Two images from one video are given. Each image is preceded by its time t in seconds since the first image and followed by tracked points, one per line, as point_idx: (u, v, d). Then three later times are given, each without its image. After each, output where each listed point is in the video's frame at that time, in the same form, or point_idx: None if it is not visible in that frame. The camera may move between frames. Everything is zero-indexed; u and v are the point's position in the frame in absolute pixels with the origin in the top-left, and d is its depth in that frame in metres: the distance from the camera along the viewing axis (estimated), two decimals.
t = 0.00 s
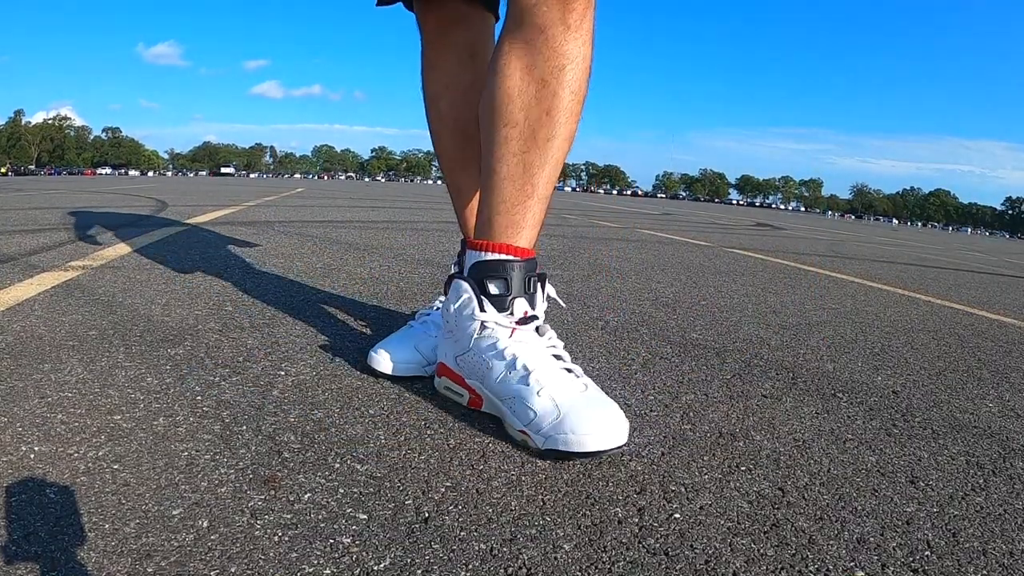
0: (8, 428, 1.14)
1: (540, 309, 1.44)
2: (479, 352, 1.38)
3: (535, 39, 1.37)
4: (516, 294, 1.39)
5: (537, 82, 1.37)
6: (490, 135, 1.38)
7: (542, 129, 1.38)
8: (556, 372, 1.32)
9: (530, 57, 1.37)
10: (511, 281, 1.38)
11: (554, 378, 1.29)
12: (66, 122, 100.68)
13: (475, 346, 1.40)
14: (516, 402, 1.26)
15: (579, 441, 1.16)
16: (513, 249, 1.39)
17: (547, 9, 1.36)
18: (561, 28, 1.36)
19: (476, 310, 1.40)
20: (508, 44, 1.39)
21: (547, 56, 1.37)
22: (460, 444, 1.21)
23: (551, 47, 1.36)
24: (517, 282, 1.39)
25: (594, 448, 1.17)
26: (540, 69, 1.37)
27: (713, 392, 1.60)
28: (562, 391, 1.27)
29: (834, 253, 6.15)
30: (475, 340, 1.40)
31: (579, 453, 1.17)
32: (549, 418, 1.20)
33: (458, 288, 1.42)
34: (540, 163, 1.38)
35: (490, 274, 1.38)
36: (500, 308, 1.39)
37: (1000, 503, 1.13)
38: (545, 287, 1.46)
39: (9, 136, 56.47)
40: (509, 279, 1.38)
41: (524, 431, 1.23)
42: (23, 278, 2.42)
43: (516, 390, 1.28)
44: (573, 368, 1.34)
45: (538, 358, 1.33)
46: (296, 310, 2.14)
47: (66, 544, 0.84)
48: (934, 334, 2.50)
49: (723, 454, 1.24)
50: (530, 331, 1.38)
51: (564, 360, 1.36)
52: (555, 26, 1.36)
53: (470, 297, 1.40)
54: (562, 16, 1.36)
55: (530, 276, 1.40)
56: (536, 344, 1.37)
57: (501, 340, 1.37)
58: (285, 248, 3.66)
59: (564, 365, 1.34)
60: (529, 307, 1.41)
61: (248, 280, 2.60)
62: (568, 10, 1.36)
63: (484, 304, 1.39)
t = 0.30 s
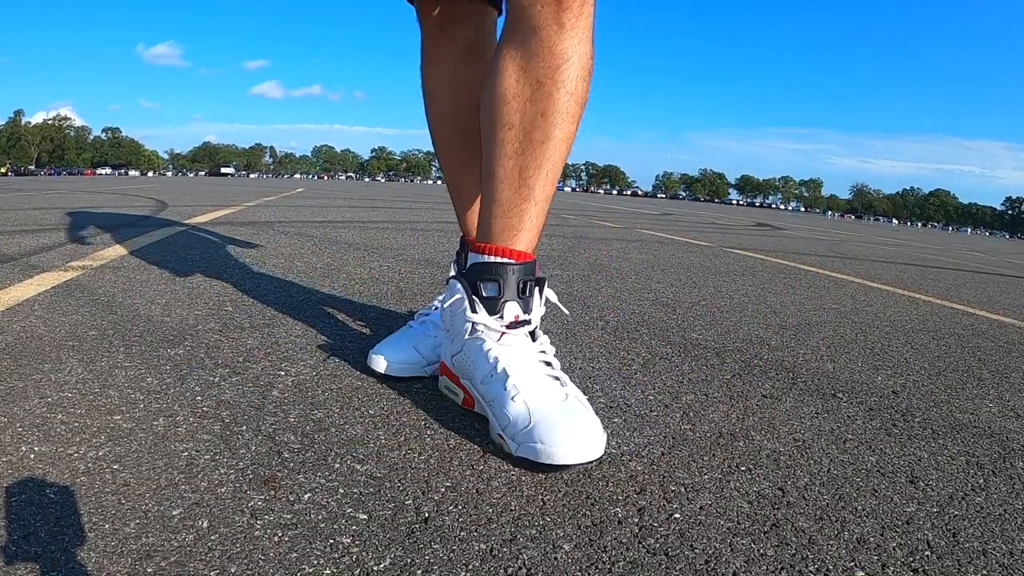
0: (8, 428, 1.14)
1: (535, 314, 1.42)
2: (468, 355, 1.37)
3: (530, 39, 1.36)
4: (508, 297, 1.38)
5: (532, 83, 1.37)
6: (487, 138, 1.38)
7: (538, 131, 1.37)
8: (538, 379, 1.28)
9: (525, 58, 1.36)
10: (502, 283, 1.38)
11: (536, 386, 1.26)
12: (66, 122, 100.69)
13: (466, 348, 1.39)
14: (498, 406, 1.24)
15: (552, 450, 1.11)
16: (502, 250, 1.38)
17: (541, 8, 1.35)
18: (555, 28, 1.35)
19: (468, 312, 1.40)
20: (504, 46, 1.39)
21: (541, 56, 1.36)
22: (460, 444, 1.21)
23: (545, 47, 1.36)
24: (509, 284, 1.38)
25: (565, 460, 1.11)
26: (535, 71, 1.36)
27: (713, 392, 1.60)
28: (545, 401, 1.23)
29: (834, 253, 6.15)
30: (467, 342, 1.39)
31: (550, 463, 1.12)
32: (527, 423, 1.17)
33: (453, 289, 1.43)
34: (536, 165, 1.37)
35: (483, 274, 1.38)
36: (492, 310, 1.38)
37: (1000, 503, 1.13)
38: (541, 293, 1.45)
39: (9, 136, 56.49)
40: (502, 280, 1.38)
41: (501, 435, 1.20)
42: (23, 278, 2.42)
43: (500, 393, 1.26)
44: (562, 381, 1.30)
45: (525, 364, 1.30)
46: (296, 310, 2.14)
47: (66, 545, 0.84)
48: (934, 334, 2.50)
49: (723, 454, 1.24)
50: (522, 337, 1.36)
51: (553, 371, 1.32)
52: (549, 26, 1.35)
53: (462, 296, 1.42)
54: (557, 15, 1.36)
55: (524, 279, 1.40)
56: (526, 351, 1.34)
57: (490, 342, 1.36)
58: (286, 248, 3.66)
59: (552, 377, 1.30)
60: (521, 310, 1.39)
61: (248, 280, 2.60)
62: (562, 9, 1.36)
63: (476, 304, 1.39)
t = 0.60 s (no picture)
0: (8, 429, 1.14)
1: (535, 316, 1.40)
2: (469, 356, 1.37)
3: (539, 43, 1.37)
4: (509, 299, 1.37)
5: (539, 87, 1.38)
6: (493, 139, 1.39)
7: (544, 135, 1.39)
8: (539, 380, 1.28)
9: (533, 62, 1.37)
10: (504, 285, 1.37)
11: (537, 387, 1.26)
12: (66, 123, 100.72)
13: (467, 348, 1.38)
14: (499, 407, 1.23)
15: (552, 454, 1.11)
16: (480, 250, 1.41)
17: (551, 12, 1.35)
18: (564, 32, 1.36)
19: (470, 312, 1.38)
20: (511, 48, 1.39)
21: (549, 61, 1.37)
22: (460, 445, 1.21)
23: (554, 52, 1.37)
24: (510, 286, 1.37)
25: (565, 464, 1.11)
26: (542, 75, 1.37)
27: (713, 392, 1.60)
28: (546, 403, 1.22)
29: (834, 253, 6.15)
30: (468, 342, 1.38)
31: (550, 466, 1.11)
32: (528, 426, 1.16)
33: (455, 289, 1.42)
34: (542, 169, 1.39)
35: (484, 275, 1.37)
36: (494, 312, 1.37)
37: (1000, 503, 1.13)
38: (542, 294, 1.43)
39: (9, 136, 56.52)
40: (503, 282, 1.37)
41: (501, 435, 1.20)
42: (23, 278, 2.42)
43: (501, 394, 1.25)
44: (562, 383, 1.30)
45: (526, 366, 1.30)
46: (296, 310, 2.14)
47: (66, 545, 0.84)
48: (934, 334, 2.50)
49: (723, 454, 1.24)
50: (524, 338, 1.35)
51: (553, 373, 1.31)
52: (558, 30, 1.36)
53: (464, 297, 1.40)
54: (566, 19, 1.36)
55: (526, 280, 1.38)
56: (528, 352, 1.33)
57: (491, 343, 1.35)
58: (286, 248, 3.67)
59: (552, 379, 1.29)
60: (523, 312, 1.37)
61: (249, 280, 2.60)
62: (572, 13, 1.36)
63: (477, 305, 1.38)
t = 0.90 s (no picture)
0: (7, 429, 1.14)
1: (535, 316, 1.39)
2: (467, 358, 1.36)
3: (534, 44, 1.38)
4: (507, 300, 1.36)
5: (535, 87, 1.39)
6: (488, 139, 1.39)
7: (541, 135, 1.39)
8: (538, 381, 1.28)
9: (529, 63, 1.38)
10: (502, 286, 1.36)
11: (537, 388, 1.26)
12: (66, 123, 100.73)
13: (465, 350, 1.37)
14: (498, 408, 1.23)
15: (552, 455, 1.11)
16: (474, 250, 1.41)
17: (546, 12, 1.36)
18: (559, 33, 1.37)
19: (467, 314, 1.38)
20: (506, 49, 1.40)
21: (545, 61, 1.38)
22: (460, 445, 1.21)
23: (549, 52, 1.38)
24: (508, 287, 1.37)
25: (565, 466, 1.10)
26: (538, 75, 1.38)
27: (713, 392, 1.60)
28: (546, 404, 1.22)
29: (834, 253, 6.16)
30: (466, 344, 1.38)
31: (550, 468, 1.11)
32: (528, 427, 1.16)
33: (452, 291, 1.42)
34: (539, 168, 1.39)
35: (482, 276, 1.37)
36: (492, 313, 1.36)
37: (1000, 503, 1.13)
38: (541, 294, 1.44)
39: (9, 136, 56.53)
40: (502, 283, 1.37)
41: (501, 436, 1.19)
42: (23, 278, 2.42)
43: (501, 396, 1.25)
44: (562, 383, 1.30)
45: (525, 367, 1.30)
46: (296, 310, 2.14)
47: (66, 545, 0.84)
48: (934, 334, 2.50)
49: (723, 455, 1.24)
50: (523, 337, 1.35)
51: (554, 373, 1.31)
52: (553, 30, 1.37)
53: (462, 298, 1.40)
54: (560, 19, 1.37)
55: (524, 281, 1.38)
56: (527, 352, 1.33)
57: (490, 344, 1.34)
58: (286, 248, 3.67)
59: (553, 379, 1.29)
60: (521, 313, 1.37)
61: (248, 280, 2.60)
62: (566, 13, 1.37)
63: (476, 306, 1.37)
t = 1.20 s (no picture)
0: (7, 429, 1.14)
1: (533, 315, 1.39)
2: (466, 359, 1.36)
3: (530, 43, 1.38)
4: (507, 300, 1.36)
5: (531, 87, 1.39)
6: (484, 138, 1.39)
7: (538, 135, 1.39)
8: (537, 380, 1.28)
9: (525, 62, 1.38)
10: (501, 286, 1.36)
11: (536, 388, 1.26)
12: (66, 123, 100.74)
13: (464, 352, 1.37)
14: (498, 409, 1.23)
15: (551, 456, 1.11)
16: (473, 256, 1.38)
17: (541, 12, 1.36)
18: (554, 33, 1.37)
19: (466, 315, 1.37)
20: (502, 49, 1.40)
21: (540, 61, 1.38)
22: (460, 445, 1.21)
23: (544, 52, 1.38)
24: (507, 287, 1.37)
25: (566, 467, 1.10)
26: (534, 75, 1.38)
27: (713, 392, 1.60)
28: (545, 404, 1.22)
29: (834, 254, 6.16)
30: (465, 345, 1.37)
31: (550, 468, 1.11)
32: (528, 428, 1.16)
33: (451, 292, 1.41)
34: (535, 169, 1.39)
35: (480, 277, 1.37)
36: (491, 314, 1.36)
37: (1000, 503, 1.13)
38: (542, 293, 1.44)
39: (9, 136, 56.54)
40: (500, 284, 1.36)
41: (501, 436, 1.19)
42: (23, 278, 2.42)
43: (501, 396, 1.25)
44: (561, 382, 1.30)
45: (524, 367, 1.30)
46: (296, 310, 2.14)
47: (66, 545, 0.84)
48: (934, 334, 2.50)
49: (723, 455, 1.24)
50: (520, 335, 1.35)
51: (553, 372, 1.31)
52: (549, 30, 1.37)
53: (458, 300, 1.39)
54: (556, 19, 1.37)
55: (522, 282, 1.38)
56: (526, 352, 1.33)
57: (488, 346, 1.34)
58: (286, 249, 3.67)
59: (552, 378, 1.29)
60: (519, 313, 1.37)
61: (248, 280, 2.60)
62: (561, 13, 1.37)
63: (473, 308, 1.37)
